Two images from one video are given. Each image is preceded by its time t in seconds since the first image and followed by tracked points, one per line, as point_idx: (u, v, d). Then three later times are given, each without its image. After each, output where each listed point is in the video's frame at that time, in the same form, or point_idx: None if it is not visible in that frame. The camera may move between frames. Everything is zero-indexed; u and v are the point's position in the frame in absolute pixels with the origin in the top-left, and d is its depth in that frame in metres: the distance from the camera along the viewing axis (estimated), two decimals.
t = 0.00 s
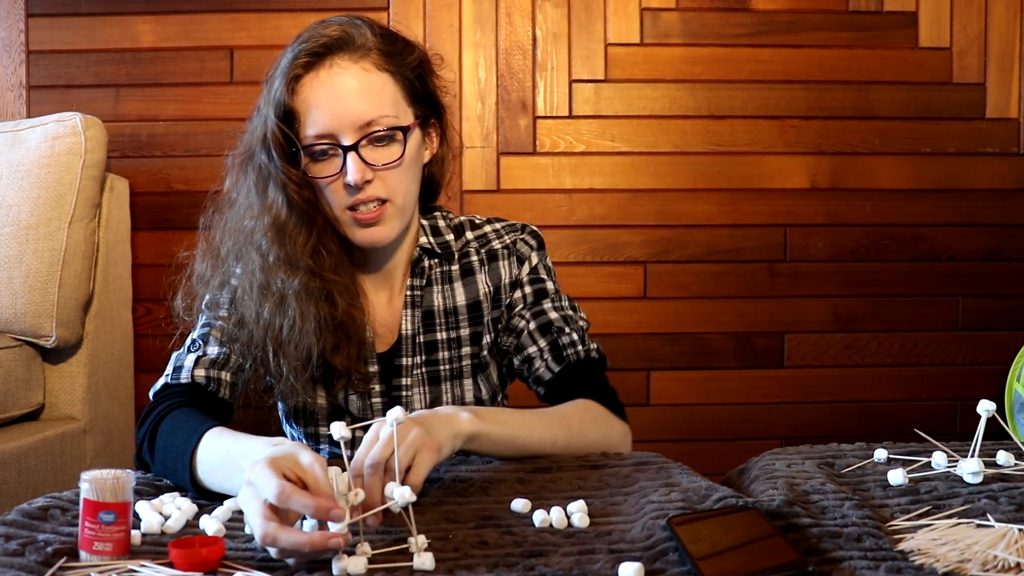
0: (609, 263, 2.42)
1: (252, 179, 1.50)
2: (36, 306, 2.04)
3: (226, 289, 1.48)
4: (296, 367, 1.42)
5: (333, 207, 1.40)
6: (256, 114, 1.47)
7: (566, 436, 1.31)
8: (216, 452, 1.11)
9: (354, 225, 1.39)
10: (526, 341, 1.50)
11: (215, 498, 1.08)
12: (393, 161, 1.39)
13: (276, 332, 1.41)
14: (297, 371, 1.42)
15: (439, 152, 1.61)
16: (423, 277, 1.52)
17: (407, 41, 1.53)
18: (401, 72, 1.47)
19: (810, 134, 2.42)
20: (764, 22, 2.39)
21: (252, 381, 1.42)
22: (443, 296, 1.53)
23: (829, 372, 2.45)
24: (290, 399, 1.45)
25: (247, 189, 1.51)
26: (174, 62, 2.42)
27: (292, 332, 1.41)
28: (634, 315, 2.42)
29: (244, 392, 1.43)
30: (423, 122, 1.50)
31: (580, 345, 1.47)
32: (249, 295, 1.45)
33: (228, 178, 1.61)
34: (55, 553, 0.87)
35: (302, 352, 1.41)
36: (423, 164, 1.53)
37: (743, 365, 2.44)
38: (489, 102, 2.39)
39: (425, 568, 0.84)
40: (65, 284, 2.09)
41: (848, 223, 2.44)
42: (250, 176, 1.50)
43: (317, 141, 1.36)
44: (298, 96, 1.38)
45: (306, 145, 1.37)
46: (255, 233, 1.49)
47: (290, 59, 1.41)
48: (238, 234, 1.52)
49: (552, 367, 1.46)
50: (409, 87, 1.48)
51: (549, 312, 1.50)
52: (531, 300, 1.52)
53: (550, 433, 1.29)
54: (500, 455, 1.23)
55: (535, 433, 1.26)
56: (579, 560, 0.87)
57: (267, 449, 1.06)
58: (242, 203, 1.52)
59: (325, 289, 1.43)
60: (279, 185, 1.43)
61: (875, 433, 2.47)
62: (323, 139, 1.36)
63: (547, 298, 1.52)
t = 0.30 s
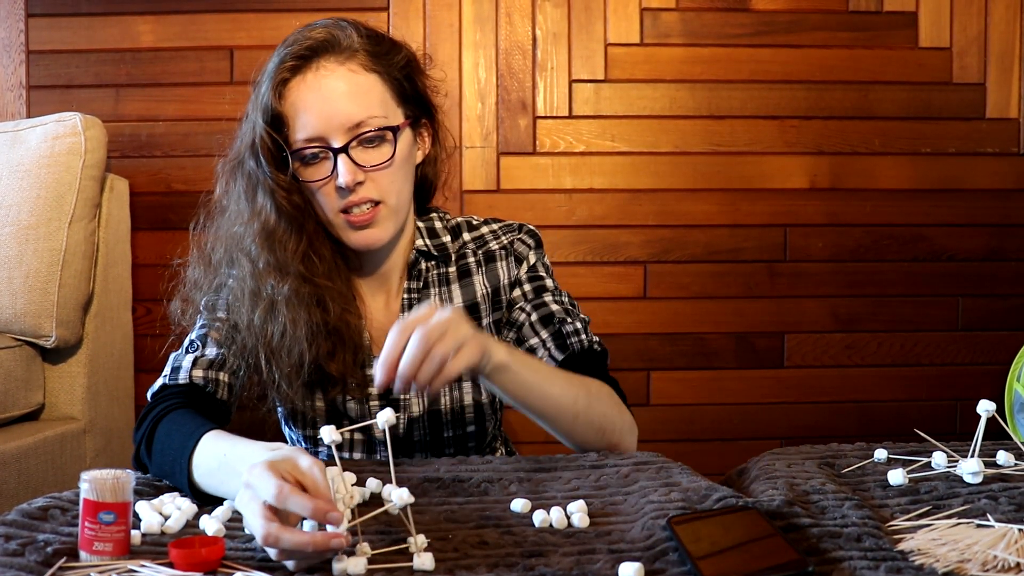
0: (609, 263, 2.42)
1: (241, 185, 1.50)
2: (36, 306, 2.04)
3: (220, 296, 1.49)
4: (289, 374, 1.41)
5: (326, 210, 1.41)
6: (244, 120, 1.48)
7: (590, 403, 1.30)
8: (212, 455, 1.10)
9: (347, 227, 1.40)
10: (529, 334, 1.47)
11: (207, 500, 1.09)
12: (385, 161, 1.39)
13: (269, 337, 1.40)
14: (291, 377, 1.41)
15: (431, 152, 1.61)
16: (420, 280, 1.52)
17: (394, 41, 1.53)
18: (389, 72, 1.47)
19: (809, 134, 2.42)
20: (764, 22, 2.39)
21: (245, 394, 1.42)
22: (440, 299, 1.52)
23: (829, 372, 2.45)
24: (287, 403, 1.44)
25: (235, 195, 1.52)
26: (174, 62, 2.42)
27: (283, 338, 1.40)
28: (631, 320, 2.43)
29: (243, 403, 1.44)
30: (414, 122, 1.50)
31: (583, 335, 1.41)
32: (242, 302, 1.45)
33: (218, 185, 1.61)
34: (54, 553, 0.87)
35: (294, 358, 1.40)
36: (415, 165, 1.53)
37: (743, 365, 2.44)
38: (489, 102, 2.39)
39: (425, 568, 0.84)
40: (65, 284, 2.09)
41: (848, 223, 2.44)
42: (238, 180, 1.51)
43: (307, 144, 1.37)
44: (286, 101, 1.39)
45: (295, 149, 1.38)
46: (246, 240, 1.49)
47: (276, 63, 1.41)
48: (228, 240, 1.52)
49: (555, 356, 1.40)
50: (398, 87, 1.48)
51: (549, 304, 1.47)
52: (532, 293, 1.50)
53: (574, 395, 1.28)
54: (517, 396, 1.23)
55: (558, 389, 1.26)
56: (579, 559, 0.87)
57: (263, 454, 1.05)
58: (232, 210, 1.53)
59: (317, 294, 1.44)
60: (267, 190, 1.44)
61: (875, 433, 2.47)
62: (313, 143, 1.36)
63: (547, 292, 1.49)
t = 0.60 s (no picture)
0: (609, 263, 2.42)
1: (244, 186, 1.50)
2: (36, 306, 2.04)
3: (223, 296, 1.49)
4: (292, 376, 1.40)
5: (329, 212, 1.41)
6: (249, 121, 1.48)
7: (580, 389, 1.24)
8: (217, 457, 1.09)
9: (351, 229, 1.39)
10: (515, 319, 1.43)
11: (207, 499, 1.10)
12: (390, 162, 1.39)
13: (272, 340, 1.40)
14: (293, 379, 1.40)
15: (436, 155, 1.61)
16: (421, 282, 1.52)
17: (400, 42, 1.54)
18: (394, 74, 1.47)
19: (809, 134, 2.42)
20: (764, 22, 2.39)
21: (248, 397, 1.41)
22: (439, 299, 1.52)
23: (829, 372, 2.45)
24: (289, 404, 1.44)
25: (239, 196, 1.52)
26: (174, 62, 2.42)
27: (287, 340, 1.40)
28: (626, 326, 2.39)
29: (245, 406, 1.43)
30: (420, 124, 1.50)
31: (568, 316, 1.35)
32: (245, 304, 1.44)
33: (223, 185, 1.61)
34: (54, 553, 0.87)
35: (298, 359, 1.40)
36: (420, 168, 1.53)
37: (743, 365, 2.44)
38: (489, 102, 2.39)
39: (425, 569, 0.83)
40: (65, 284, 2.09)
41: (848, 223, 2.44)
42: (241, 181, 1.51)
43: (312, 145, 1.37)
44: (291, 101, 1.39)
45: (300, 150, 1.38)
46: (249, 240, 1.48)
47: (282, 64, 1.41)
48: (231, 241, 1.52)
49: (538, 337, 1.36)
50: (403, 89, 1.48)
51: (537, 290, 1.43)
52: (522, 283, 1.48)
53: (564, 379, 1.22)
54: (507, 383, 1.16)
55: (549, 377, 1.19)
56: (579, 560, 0.87)
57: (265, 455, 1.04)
58: (236, 211, 1.52)
59: (320, 297, 1.43)
60: (273, 190, 1.44)
61: (875, 433, 2.47)
62: (318, 144, 1.36)
63: (537, 280, 1.46)
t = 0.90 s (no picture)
0: (609, 263, 2.42)
1: (245, 180, 1.50)
2: (36, 306, 2.04)
3: (224, 294, 1.49)
4: (288, 372, 1.41)
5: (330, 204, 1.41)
6: (253, 113, 1.47)
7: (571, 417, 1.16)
8: (215, 456, 1.09)
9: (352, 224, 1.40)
10: (507, 328, 1.40)
11: (207, 499, 1.10)
12: (389, 156, 1.39)
13: (268, 335, 1.40)
14: (289, 375, 1.41)
15: (439, 157, 1.61)
16: (422, 285, 1.51)
17: (407, 40, 1.52)
18: (399, 71, 1.47)
19: (809, 134, 2.42)
20: (764, 22, 2.39)
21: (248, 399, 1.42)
22: (439, 304, 1.51)
23: (829, 372, 2.45)
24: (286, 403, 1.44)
25: (240, 190, 1.52)
26: (174, 62, 2.42)
27: (283, 337, 1.41)
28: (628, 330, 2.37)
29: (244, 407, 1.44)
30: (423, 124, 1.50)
31: (559, 329, 1.33)
32: (243, 300, 1.44)
33: (227, 180, 1.62)
34: (54, 553, 0.87)
35: (293, 354, 1.40)
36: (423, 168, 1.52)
37: (743, 365, 2.44)
38: (489, 102, 2.39)
39: (425, 569, 0.83)
40: (65, 284, 2.09)
41: (848, 223, 2.44)
42: (243, 174, 1.50)
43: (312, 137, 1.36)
44: (293, 92, 1.38)
45: (300, 142, 1.37)
46: (249, 234, 1.49)
47: (285, 55, 1.41)
48: (233, 236, 1.52)
49: (527, 348, 1.33)
50: (407, 87, 1.48)
51: (531, 299, 1.39)
52: (518, 292, 1.43)
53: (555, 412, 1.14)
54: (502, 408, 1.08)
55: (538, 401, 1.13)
56: (579, 560, 0.87)
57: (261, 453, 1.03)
58: (237, 205, 1.52)
59: (319, 294, 1.43)
60: (272, 183, 1.43)
61: (875, 433, 2.47)
62: (319, 136, 1.35)
63: (534, 289, 1.41)
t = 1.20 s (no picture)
0: (609, 264, 2.42)
1: (245, 166, 1.49)
2: (36, 306, 2.04)
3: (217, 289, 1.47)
4: (272, 356, 1.37)
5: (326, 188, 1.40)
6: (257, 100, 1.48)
7: (576, 430, 1.16)
8: (213, 455, 1.09)
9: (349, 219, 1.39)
10: (510, 329, 1.39)
11: (207, 499, 1.10)
12: (389, 138, 1.39)
13: (254, 319, 1.38)
14: (273, 361, 1.37)
15: (443, 157, 1.59)
16: (422, 282, 1.48)
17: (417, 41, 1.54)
18: (405, 62, 1.48)
19: (809, 134, 2.42)
20: (764, 22, 2.39)
21: (237, 390, 1.38)
22: (440, 302, 1.48)
23: (828, 372, 2.45)
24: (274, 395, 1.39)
25: (240, 176, 1.51)
26: (174, 62, 2.42)
27: (270, 321, 1.38)
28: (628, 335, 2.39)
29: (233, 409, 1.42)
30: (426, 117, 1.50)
31: (561, 332, 1.33)
32: (234, 285, 1.43)
33: (228, 167, 1.61)
34: (54, 553, 0.87)
35: (278, 339, 1.36)
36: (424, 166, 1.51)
37: (743, 365, 2.44)
38: (489, 102, 2.39)
39: (425, 568, 0.83)
40: (65, 284, 2.09)
41: (848, 223, 2.44)
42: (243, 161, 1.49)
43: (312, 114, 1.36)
44: (296, 72, 1.39)
45: (297, 120, 1.37)
46: (243, 216, 1.48)
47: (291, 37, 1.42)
48: (227, 220, 1.50)
49: (529, 350, 1.34)
50: (412, 78, 1.49)
51: (535, 300, 1.38)
52: (521, 292, 1.42)
53: (561, 426, 1.14)
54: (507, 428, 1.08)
55: (543, 417, 1.12)
56: (579, 559, 0.87)
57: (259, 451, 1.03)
58: (235, 189, 1.52)
59: (309, 282, 1.40)
60: (270, 165, 1.41)
61: (875, 433, 2.47)
62: (319, 113, 1.35)
63: (538, 290, 1.40)
